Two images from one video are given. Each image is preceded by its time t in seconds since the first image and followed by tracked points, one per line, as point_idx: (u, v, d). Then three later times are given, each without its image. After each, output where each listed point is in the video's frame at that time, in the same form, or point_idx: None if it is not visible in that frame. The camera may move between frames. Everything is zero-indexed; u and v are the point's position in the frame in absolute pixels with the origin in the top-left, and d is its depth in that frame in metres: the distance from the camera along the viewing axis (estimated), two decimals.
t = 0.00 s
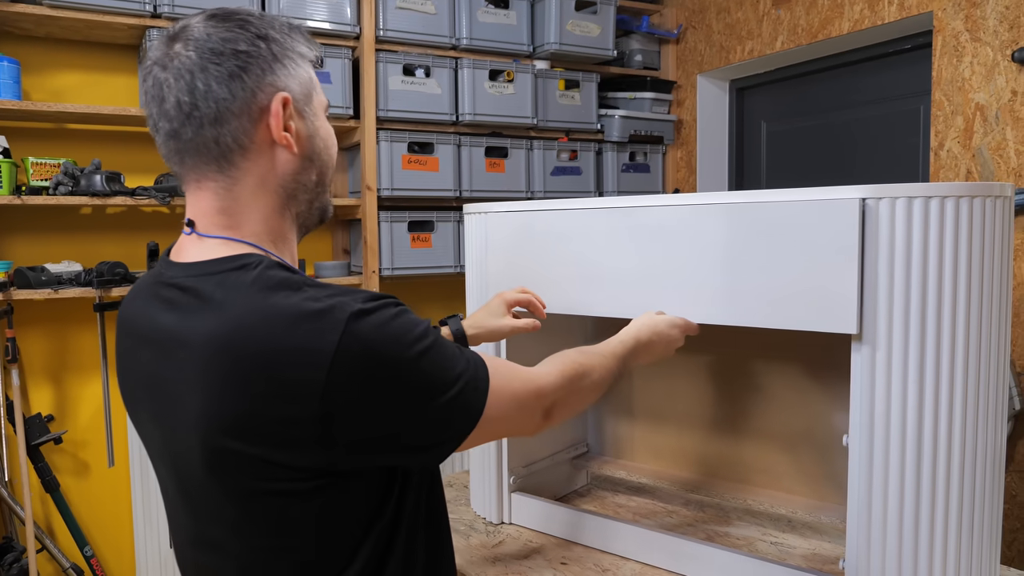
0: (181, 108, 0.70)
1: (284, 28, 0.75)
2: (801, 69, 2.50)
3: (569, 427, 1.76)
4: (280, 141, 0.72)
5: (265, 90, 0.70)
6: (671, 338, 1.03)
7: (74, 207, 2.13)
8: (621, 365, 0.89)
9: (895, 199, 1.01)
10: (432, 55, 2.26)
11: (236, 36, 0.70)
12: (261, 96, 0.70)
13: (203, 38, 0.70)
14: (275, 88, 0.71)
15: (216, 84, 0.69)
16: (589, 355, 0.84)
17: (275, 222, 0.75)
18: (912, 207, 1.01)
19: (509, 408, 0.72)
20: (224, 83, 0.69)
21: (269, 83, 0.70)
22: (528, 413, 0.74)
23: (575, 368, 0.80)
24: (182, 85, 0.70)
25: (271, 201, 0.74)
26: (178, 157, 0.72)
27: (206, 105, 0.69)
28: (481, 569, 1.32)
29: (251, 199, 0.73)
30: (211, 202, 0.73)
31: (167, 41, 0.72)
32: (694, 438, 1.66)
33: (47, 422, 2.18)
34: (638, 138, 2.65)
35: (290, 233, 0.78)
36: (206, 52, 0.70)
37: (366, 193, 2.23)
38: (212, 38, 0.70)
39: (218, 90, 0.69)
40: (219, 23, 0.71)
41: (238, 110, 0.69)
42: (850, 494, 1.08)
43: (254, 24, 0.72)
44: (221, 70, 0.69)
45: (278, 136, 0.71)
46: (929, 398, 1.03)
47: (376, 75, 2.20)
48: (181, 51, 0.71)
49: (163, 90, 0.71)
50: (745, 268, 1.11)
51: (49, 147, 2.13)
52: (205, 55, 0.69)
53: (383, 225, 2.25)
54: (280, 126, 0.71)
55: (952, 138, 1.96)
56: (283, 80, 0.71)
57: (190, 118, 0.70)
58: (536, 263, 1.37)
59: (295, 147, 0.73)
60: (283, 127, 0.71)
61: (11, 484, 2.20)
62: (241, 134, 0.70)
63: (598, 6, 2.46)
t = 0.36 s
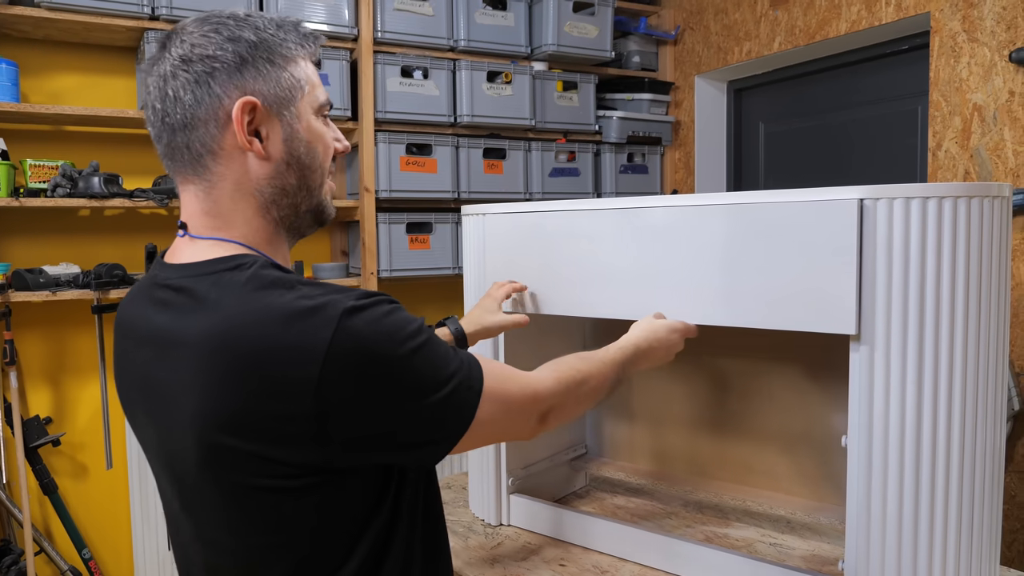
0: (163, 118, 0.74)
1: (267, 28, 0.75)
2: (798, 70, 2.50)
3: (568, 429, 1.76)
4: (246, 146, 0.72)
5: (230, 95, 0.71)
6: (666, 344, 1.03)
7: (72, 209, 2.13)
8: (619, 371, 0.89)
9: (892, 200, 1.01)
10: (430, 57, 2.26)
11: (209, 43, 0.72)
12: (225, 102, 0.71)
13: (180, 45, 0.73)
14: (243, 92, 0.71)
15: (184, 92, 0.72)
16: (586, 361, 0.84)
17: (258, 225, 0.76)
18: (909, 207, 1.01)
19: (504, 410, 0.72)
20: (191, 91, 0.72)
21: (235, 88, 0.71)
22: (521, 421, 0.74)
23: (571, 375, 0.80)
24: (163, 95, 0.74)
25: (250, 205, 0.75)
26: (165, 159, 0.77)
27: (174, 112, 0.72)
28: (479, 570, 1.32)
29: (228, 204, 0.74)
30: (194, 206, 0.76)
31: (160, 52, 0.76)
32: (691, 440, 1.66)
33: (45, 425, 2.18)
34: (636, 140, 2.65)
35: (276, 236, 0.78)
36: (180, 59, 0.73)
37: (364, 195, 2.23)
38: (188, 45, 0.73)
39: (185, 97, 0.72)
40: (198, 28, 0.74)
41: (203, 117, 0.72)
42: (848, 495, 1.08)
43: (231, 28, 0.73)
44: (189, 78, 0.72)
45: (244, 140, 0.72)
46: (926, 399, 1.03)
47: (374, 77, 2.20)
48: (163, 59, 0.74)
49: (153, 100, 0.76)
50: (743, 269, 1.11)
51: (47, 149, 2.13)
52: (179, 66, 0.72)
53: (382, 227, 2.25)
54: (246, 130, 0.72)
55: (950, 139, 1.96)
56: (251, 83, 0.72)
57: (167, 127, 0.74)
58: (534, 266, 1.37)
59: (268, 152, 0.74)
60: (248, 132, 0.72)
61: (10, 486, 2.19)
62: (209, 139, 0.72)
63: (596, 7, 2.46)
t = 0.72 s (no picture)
0: (173, 108, 0.74)
1: (279, 18, 0.73)
2: (804, 62, 2.48)
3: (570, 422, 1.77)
4: (253, 138, 0.72)
5: (238, 87, 0.71)
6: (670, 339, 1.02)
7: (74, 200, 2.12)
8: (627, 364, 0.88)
9: (902, 192, 1.00)
10: (433, 47, 2.25)
11: (219, 34, 0.72)
12: (234, 94, 0.71)
13: (193, 34, 0.73)
14: (251, 85, 0.71)
15: (194, 82, 0.72)
16: (594, 354, 0.83)
17: (266, 216, 0.75)
18: (919, 200, 0.99)
19: (508, 400, 0.71)
20: (201, 81, 0.71)
21: (244, 80, 0.71)
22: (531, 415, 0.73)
23: (579, 368, 0.79)
24: (174, 86, 0.73)
25: (257, 196, 0.74)
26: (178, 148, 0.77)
27: (184, 102, 0.72)
28: (483, 562, 1.31)
29: (237, 194, 0.74)
30: (204, 196, 0.75)
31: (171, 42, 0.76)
32: (696, 433, 1.66)
33: (48, 415, 2.18)
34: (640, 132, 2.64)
35: (286, 227, 0.78)
36: (192, 49, 0.72)
37: (366, 186, 2.22)
38: (200, 34, 0.72)
39: (195, 87, 0.72)
40: (210, 17, 0.73)
41: (211, 108, 0.71)
42: (855, 490, 1.07)
43: (242, 18, 0.72)
44: (199, 68, 0.71)
45: (251, 132, 0.71)
46: (934, 393, 1.02)
47: (377, 68, 2.19)
48: (176, 47, 0.74)
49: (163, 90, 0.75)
50: (748, 260, 1.11)
51: (49, 139, 2.12)
52: (190, 57, 0.72)
53: (385, 218, 2.25)
54: (253, 123, 0.71)
55: (957, 133, 1.95)
56: (259, 75, 0.71)
57: (178, 118, 0.74)
58: (538, 258, 1.37)
59: (275, 145, 0.73)
60: (255, 124, 0.71)
61: (13, 477, 2.20)
62: (217, 131, 0.72)
63: None
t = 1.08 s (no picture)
0: (207, 96, 0.71)
1: (305, 19, 0.75)
2: (813, 61, 2.47)
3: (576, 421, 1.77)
4: (302, 133, 0.73)
5: (290, 83, 0.71)
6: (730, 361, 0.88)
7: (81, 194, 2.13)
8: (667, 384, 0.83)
9: (914, 193, 0.99)
10: (441, 44, 2.25)
11: (262, 28, 0.71)
12: (287, 89, 0.71)
13: (228, 29, 0.71)
14: (298, 82, 0.72)
15: (241, 76, 0.70)
16: (625, 372, 0.79)
17: (295, 211, 0.76)
18: (930, 201, 0.99)
19: (526, 413, 0.70)
20: (250, 74, 0.70)
21: (294, 76, 0.72)
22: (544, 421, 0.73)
23: (603, 386, 0.77)
24: (210, 73, 0.70)
25: (291, 190, 0.75)
26: (203, 145, 0.73)
27: (233, 96, 0.70)
28: (486, 561, 1.31)
29: (271, 188, 0.74)
30: (235, 192, 0.74)
31: (195, 28, 0.73)
32: (707, 433, 1.68)
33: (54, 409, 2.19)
34: (647, 131, 2.63)
35: (307, 222, 0.79)
36: (233, 43, 0.70)
37: (374, 183, 2.23)
38: (236, 28, 0.71)
39: (245, 81, 0.70)
40: (243, 13, 0.72)
41: (263, 102, 0.70)
42: (862, 493, 1.07)
43: (280, 16, 0.73)
44: (246, 62, 0.70)
45: (299, 129, 0.73)
46: (943, 396, 1.02)
47: (384, 65, 2.19)
48: (204, 41, 0.71)
49: (190, 76, 0.72)
50: (756, 261, 1.10)
51: (57, 134, 2.13)
52: (232, 46, 0.70)
53: (391, 216, 2.25)
54: (304, 118, 0.73)
55: (967, 134, 1.94)
56: (306, 74, 0.73)
57: (214, 107, 0.71)
58: (545, 257, 1.36)
59: (317, 140, 0.75)
60: (305, 120, 0.73)
61: (18, 470, 2.21)
62: (266, 126, 0.71)
63: None
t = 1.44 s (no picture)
0: (223, 100, 0.70)
1: (296, 23, 0.77)
2: (816, 60, 2.47)
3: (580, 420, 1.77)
4: (314, 129, 0.74)
5: (300, 80, 0.73)
6: (772, 357, 0.99)
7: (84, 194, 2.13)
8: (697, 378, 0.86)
9: (916, 193, 0.99)
10: (444, 44, 2.25)
11: (266, 31, 0.72)
12: (298, 86, 0.72)
13: (233, 35, 0.71)
14: (307, 80, 0.73)
15: (254, 78, 0.70)
16: (654, 363, 0.81)
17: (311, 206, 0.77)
18: (933, 200, 0.99)
19: (549, 399, 0.71)
20: (263, 75, 0.70)
21: (302, 73, 0.73)
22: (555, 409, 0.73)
23: (631, 375, 0.78)
24: (222, 78, 0.70)
25: (305, 185, 0.76)
26: (219, 152, 0.73)
27: (249, 99, 0.70)
28: (489, 559, 1.32)
29: (289, 184, 0.75)
30: (252, 192, 0.74)
31: (196, 39, 0.72)
32: (713, 432, 1.68)
33: (56, 408, 2.18)
34: (649, 130, 2.63)
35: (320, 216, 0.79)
36: (240, 47, 0.70)
37: (376, 182, 2.23)
38: (241, 34, 0.71)
39: (259, 82, 0.70)
40: (243, 19, 0.72)
41: (279, 101, 0.71)
42: (865, 492, 1.06)
43: (278, 19, 0.74)
44: (257, 64, 0.70)
45: (311, 125, 0.74)
46: (947, 394, 1.02)
47: (387, 64, 2.19)
48: (211, 49, 0.71)
49: (201, 84, 0.71)
50: (759, 260, 1.10)
51: (60, 134, 2.13)
52: (240, 49, 0.70)
53: (394, 215, 2.25)
54: (314, 114, 0.74)
55: (970, 133, 1.94)
56: (311, 71, 0.74)
57: (232, 110, 0.70)
58: (548, 257, 1.36)
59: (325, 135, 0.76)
60: (317, 116, 0.74)
61: (20, 469, 2.20)
62: (282, 124, 0.72)
63: None
